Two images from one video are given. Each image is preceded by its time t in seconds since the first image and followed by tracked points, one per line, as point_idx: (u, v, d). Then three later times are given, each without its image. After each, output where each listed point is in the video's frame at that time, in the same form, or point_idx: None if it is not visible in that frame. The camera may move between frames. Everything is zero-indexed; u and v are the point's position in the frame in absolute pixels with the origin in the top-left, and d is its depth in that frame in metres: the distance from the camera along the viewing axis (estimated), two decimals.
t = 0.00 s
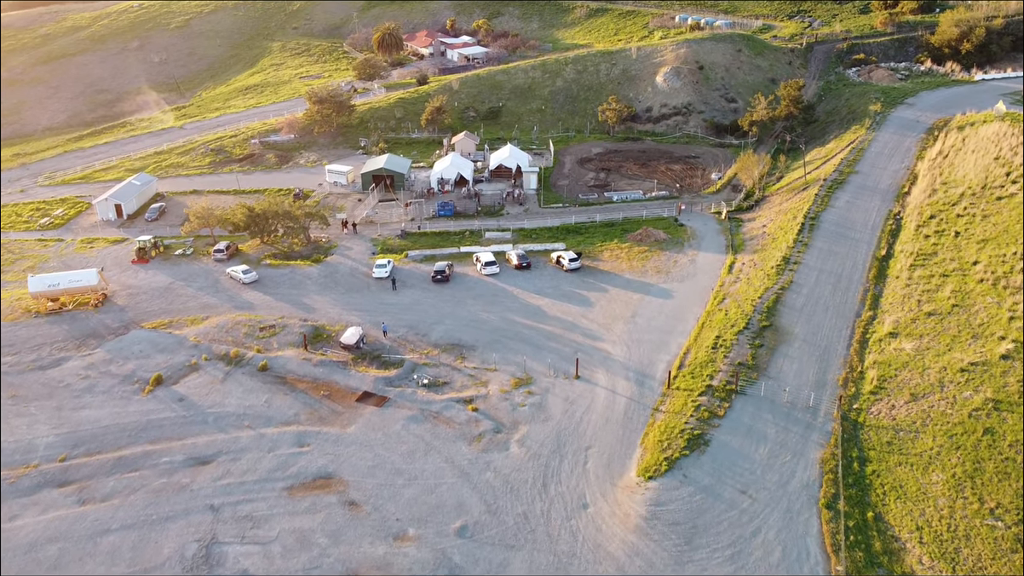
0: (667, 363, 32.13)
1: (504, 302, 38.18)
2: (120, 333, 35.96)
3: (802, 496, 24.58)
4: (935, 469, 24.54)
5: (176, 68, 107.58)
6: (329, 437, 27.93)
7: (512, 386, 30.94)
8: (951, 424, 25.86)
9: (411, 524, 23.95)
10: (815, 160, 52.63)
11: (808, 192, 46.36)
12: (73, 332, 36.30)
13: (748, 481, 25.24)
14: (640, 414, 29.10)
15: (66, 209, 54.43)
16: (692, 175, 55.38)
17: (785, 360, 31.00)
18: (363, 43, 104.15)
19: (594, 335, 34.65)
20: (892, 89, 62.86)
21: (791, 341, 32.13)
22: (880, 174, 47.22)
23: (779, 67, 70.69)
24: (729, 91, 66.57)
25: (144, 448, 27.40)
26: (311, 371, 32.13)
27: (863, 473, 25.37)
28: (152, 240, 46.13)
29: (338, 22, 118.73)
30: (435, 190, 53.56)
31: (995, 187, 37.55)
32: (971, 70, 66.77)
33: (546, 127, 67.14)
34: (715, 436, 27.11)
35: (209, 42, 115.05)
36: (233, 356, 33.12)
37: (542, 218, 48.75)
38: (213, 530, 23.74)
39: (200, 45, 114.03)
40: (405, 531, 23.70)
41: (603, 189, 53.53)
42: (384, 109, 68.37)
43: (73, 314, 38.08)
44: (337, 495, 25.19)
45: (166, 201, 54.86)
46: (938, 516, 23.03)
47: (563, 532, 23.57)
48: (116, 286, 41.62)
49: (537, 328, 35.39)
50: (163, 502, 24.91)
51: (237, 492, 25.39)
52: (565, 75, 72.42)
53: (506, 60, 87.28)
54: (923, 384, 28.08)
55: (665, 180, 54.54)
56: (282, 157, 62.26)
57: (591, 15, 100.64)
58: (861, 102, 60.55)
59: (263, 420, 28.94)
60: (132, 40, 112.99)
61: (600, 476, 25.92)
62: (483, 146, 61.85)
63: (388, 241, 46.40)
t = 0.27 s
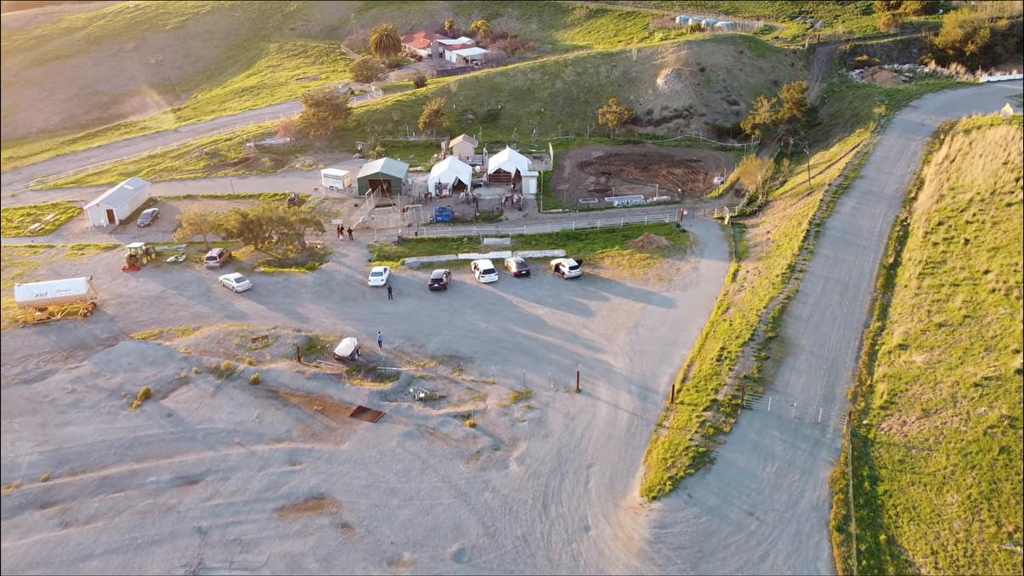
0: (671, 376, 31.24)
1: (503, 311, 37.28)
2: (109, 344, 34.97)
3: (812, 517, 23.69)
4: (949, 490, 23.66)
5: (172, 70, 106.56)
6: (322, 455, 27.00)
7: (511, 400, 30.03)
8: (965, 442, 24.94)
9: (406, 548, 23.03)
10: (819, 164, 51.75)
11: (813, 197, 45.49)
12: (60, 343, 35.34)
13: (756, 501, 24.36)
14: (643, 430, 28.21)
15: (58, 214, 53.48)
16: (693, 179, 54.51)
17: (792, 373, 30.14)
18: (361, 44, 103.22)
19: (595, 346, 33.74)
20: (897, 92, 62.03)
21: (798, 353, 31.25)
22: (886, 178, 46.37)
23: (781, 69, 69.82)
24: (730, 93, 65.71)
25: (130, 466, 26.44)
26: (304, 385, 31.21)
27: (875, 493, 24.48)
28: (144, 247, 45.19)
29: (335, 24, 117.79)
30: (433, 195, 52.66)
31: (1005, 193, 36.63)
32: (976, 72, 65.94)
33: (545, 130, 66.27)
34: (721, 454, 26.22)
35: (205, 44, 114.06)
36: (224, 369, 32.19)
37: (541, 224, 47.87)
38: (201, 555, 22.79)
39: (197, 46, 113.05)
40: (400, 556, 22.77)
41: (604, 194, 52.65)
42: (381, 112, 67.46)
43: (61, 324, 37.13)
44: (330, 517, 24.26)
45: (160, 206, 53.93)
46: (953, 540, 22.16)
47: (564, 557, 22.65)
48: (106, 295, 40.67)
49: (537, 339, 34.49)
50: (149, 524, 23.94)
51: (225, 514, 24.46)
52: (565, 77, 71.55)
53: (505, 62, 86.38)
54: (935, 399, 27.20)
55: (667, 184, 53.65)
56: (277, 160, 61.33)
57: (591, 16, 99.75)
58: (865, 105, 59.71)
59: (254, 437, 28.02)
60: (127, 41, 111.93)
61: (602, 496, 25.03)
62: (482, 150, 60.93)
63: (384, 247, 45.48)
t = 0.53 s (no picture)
0: (674, 389, 30.34)
1: (502, 321, 36.37)
2: (97, 355, 33.97)
3: (822, 540, 22.78)
4: (965, 513, 22.73)
5: (168, 72, 105.57)
6: (315, 474, 26.06)
7: (510, 416, 29.12)
8: (981, 461, 23.87)
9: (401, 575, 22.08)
10: (823, 168, 50.89)
11: (818, 203, 44.60)
12: (47, 354, 34.37)
13: (764, 524, 23.45)
14: (646, 446, 27.32)
15: (48, 219, 52.52)
16: (695, 183, 53.62)
17: (800, 387, 29.24)
18: (358, 45, 102.27)
19: (596, 357, 32.85)
20: (901, 94, 61.20)
21: (805, 366, 30.36)
22: (891, 183, 45.48)
23: (783, 71, 68.98)
24: (732, 95, 64.88)
25: (116, 486, 25.43)
26: (297, 399, 30.29)
27: (888, 515, 23.57)
28: (135, 254, 44.27)
29: (333, 25, 116.90)
30: (430, 200, 51.78)
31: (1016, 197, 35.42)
32: (981, 74, 65.12)
33: (545, 133, 65.40)
34: (728, 473, 25.33)
35: (201, 45, 113.08)
36: (214, 383, 31.26)
37: (541, 230, 46.97)
38: None
39: (193, 48, 112.08)
40: None
41: (604, 199, 51.79)
42: (379, 114, 66.58)
43: (48, 335, 36.17)
44: (322, 540, 23.31)
45: (152, 211, 53.01)
46: (971, 566, 21.24)
47: None
48: (95, 303, 39.73)
49: (537, 351, 33.60)
50: (133, 548, 22.95)
51: (213, 537, 23.47)
52: (565, 79, 70.69)
53: (503, 64, 85.50)
54: (948, 415, 26.25)
55: (668, 189, 52.79)
56: (273, 164, 60.42)
57: (590, 17, 98.91)
58: (869, 108, 58.88)
59: (245, 455, 27.10)
60: (123, 43, 110.92)
61: (605, 517, 24.11)
62: (480, 153, 60.03)
63: (380, 254, 44.58)
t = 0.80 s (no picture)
0: (678, 403, 29.43)
1: (500, 331, 35.45)
2: (83, 366, 32.98)
3: (834, 564, 21.86)
4: (982, 536, 21.83)
5: (163, 73, 104.53)
6: (306, 494, 25.09)
7: (508, 431, 28.20)
8: (998, 481, 23.05)
9: None
10: (827, 171, 50.02)
11: (823, 208, 43.72)
12: (32, 366, 33.38)
13: (773, 546, 22.52)
14: (649, 463, 26.40)
15: (38, 224, 51.53)
16: (697, 187, 52.71)
17: (808, 401, 28.35)
18: (355, 46, 101.29)
19: (597, 369, 31.93)
20: (905, 95, 60.33)
21: (812, 378, 29.45)
22: (898, 187, 44.61)
23: (786, 72, 68.11)
24: (734, 97, 64.00)
25: (99, 507, 24.43)
26: (289, 414, 29.36)
27: (901, 537, 22.65)
28: (126, 261, 43.34)
29: (330, 25, 115.93)
30: (428, 205, 50.86)
31: None
32: (986, 75, 64.26)
33: (544, 135, 64.48)
34: (734, 492, 24.41)
35: (197, 46, 112.03)
36: (204, 397, 30.32)
37: (540, 235, 46.06)
38: None
39: (189, 49, 111.04)
40: None
41: (604, 203, 50.89)
42: (376, 117, 65.67)
43: (34, 345, 35.19)
44: (313, 564, 22.30)
45: (145, 216, 52.08)
46: None
47: None
48: (84, 312, 38.76)
49: (536, 362, 32.68)
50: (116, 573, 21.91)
51: (199, 561, 22.45)
52: (564, 80, 69.80)
53: (502, 65, 84.58)
54: (962, 432, 25.37)
55: (669, 192, 51.89)
56: (268, 168, 59.45)
57: (590, 17, 98.00)
58: (873, 110, 58.03)
59: (234, 473, 26.16)
60: (119, 44, 109.87)
61: (607, 538, 23.17)
62: (478, 156, 59.13)
63: (376, 260, 43.66)
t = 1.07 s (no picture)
0: (682, 416, 28.49)
1: (499, 340, 34.49)
2: (70, 377, 31.90)
3: None
4: (1003, 559, 20.90)
5: (159, 74, 103.50)
6: (297, 513, 24.10)
7: (507, 446, 27.24)
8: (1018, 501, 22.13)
9: None
10: (832, 175, 49.10)
11: (829, 212, 42.78)
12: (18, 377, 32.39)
13: (784, 570, 21.53)
14: (653, 480, 25.44)
15: (29, 229, 50.53)
16: (700, 191, 51.78)
17: (817, 415, 27.42)
18: (353, 47, 100.34)
19: (599, 381, 30.98)
20: (911, 97, 59.44)
21: (821, 391, 28.50)
22: (905, 191, 43.70)
23: (789, 73, 67.22)
24: (736, 98, 63.11)
25: (82, 527, 23.33)
26: (280, 428, 28.39)
27: (918, 560, 21.69)
28: (117, 267, 42.39)
29: (328, 25, 114.95)
30: (425, 209, 49.92)
31: None
32: (992, 75, 63.36)
33: (544, 137, 63.56)
34: (743, 512, 23.45)
35: (194, 46, 111.00)
36: (193, 410, 29.37)
37: (540, 240, 45.13)
38: None
39: (185, 49, 110.01)
40: None
41: (605, 207, 49.95)
42: (373, 119, 64.76)
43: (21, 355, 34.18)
44: None
45: (137, 221, 51.13)
46: None
47: None
48: (73, 320, 37.78)
49: (536, 373, 31.72)
50: None
51: None
52: (564, 82, 68.91)
53: (501, 65, 83.66)
54: (979, 448, 24.43)
55: (672, 196, 50.95)
56: (263, 170, 58.49)
57: (590, 17, 97.10)
58: (878, 111, 57.13)
59: (223, 492, 25.20)
60: (115, 45, 108.75)
61: (610, 561, 22.20)
62: (477, 159, 58.20)
63: (373, 266, 42.71)
